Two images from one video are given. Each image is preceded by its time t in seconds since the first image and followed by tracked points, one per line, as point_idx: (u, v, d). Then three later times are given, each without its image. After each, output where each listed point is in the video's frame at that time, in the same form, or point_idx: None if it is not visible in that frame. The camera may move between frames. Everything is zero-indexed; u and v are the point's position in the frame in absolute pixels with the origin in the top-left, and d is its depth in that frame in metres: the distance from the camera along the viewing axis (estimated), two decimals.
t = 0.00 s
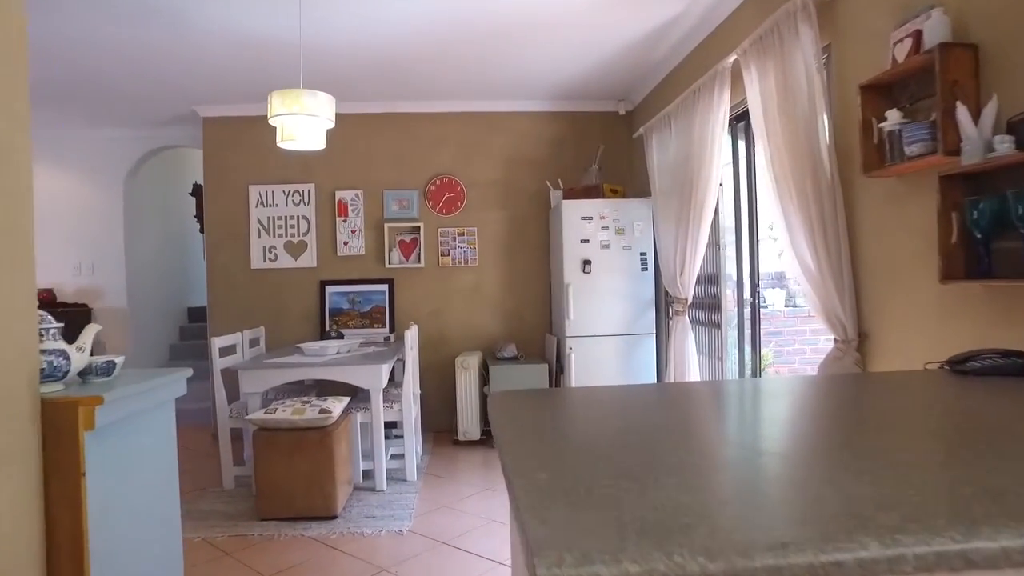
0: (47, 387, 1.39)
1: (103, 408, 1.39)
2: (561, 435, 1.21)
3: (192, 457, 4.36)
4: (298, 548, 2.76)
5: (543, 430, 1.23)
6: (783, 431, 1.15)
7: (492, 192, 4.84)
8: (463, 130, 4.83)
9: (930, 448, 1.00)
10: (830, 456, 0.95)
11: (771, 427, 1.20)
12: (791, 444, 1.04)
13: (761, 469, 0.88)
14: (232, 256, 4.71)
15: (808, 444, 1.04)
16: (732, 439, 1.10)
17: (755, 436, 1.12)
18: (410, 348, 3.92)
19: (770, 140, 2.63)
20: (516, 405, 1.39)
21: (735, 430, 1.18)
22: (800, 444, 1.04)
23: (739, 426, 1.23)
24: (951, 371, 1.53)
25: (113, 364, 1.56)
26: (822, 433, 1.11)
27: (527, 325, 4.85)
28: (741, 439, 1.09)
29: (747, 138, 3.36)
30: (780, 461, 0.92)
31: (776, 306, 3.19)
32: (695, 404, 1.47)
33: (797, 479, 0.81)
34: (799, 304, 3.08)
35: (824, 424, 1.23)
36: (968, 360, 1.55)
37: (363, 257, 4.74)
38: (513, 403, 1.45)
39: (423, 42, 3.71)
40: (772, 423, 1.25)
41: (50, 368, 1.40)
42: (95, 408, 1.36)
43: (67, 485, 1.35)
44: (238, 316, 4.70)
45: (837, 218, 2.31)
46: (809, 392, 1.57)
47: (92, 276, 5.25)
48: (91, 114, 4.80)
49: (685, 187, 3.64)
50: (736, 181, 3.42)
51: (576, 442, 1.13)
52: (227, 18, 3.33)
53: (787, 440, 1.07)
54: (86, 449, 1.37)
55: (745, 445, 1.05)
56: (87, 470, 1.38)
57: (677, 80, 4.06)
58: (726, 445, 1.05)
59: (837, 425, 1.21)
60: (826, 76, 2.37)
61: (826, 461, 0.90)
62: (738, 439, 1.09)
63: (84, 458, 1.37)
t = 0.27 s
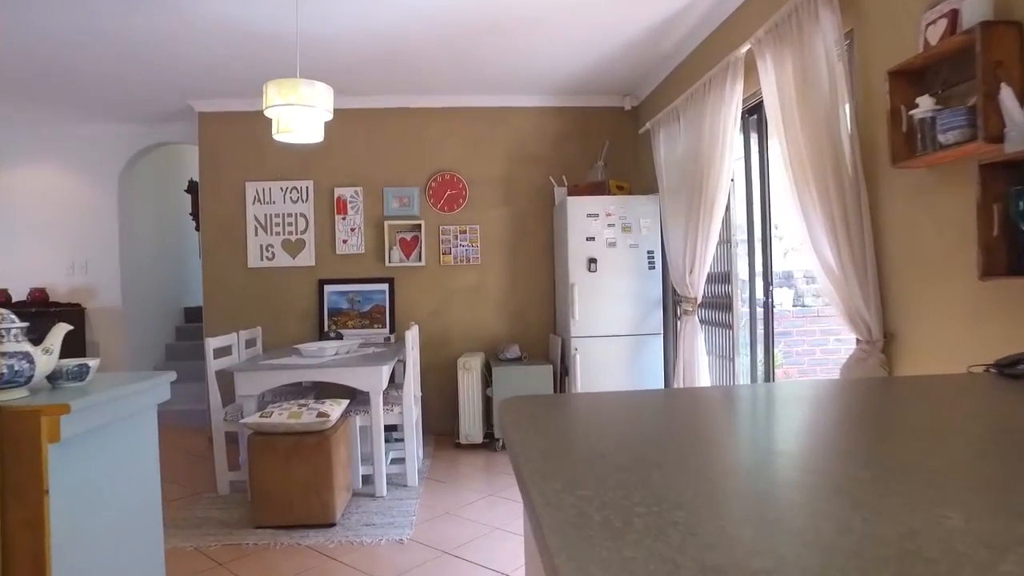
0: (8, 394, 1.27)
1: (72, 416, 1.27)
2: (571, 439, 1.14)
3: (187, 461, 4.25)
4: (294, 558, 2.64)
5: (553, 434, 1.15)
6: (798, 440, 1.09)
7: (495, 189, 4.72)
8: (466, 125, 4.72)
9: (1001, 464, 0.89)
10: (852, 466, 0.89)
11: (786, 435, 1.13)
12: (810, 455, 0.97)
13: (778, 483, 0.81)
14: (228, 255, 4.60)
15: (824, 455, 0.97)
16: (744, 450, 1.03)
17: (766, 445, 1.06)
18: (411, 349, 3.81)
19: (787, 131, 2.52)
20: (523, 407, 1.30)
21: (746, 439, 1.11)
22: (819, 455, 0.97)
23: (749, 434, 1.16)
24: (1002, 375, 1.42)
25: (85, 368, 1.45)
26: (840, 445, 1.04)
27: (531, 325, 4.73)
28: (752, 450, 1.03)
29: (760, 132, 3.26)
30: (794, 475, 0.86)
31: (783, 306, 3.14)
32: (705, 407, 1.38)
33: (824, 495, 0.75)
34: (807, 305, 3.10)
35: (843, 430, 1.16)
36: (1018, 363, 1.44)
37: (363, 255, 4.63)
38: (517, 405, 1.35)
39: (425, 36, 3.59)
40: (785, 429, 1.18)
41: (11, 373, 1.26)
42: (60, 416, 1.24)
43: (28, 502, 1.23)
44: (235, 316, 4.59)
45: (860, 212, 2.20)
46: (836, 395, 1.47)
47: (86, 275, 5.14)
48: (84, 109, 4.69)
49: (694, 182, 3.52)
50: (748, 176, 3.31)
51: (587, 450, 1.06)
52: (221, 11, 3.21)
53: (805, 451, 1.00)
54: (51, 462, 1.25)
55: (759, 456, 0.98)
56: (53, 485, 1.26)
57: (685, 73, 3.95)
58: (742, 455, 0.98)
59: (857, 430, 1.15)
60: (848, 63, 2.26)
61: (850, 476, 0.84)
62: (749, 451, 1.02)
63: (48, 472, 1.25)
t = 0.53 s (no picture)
0: None
1: (26, 440, 1.09)
2: (577, 452, 1.06)
3: (180, 468, 4.13)
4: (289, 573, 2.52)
5: (557, 444, 1.07)
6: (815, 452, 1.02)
7: (497, 187, 4.60)
8: (467, 122, 4.60)
9: None
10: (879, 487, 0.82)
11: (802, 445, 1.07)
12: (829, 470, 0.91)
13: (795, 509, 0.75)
14: (223, 255, 4.47)
15: (864, 481, 0.87)
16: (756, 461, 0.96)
17: (777, 456, 0.99)
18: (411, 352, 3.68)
19: (806, 124, 2.40)
20: (533, 423, 1.19)
21: (756, 448, 1.04)
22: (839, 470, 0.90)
23: (760, 442, 1.09)
24: None
25: (47, 383, 1.32)
26: (859, 457, 0.97)
27: (534, 327, 4.61)
28: (765, 462, 0.96)
29: (774, 129, 3.14)
30: (836, 508, 0.76)
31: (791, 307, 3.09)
32: (714, 416, 1.29)
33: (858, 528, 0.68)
34: (816, 305, 3.01)
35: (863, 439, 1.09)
36: None
37: (361, 255, 4.50)
38: (527, 420, 1.23)
39: (425, 29, 3.47)
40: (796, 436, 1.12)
41: None
42: (9, 440, 1.05)
43: None
44: (230, 318, 4.46)
45: (887, 208, 2.07)
46: (870, 405, 1.35)
47: (78, 276, 5.02)
48: (75, 105, 4.56)
49: (705, 180, 3.40)
50: (761, 173, 3.20)
51: (595, 464, 0.98)
52: (214, 3, 3.09)
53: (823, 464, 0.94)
54: None
55: (771, 471, 0.91)
56: None
57: (694, 67, 3.82)
58: (755, 469, 0.91)
59: (912, 450, 1.03)
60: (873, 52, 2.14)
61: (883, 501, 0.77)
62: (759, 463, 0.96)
63: None
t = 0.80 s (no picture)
0: None
1: None
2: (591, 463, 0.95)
3: (174, 474, 4.02)
4: None
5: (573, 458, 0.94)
6: (835, 461, 0.96)
7: (499, 186, 4.49)
8: (468, 118, 4.49)
9: None
10: (909, 496, 0.76)
11: (822, 454, 1.00)
12: (850, 480, 0.85)
13: (818, 521, 0.69)
14: (218, 255, 4.36)
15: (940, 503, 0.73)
16: (771, 467, 0.91)
17: (791, 463, 0.93)
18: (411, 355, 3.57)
19: (826, 118, 2.29)
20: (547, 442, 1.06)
21: (770, 455, 0.98)
22: (861, 480, 0.85)
23: (773, 451, 1.03)
24: None
25: (5, 395, 1.17)
26: (886, 467, 0.91)
27: (537, 329, 4.50)
28: (780, 468, 0.90)
29: (787, 126, 3.03)
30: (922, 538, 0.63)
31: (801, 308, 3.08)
32: (729, 427, 1.20)
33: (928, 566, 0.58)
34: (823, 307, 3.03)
35: (888, 448, 1.04)
36: None
37: (360, 255, 4.39)
38: (540, 440, 1.10)
39: (425, 22, 3.36)
40: (812, 445, 1.06)
41: None
42: None
43: None
44: (225, 319, 4.35)
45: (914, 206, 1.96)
46: (912, 419, 1.24)
47: (71, 277, 4.91)
48: (67, 101, 4.45)
49: (715, 177, 3.29)
50: (773, 170, 3.10)
51: (619, 477, 0.85)
52: None
53: (845, 474, 0.88)
54: None
55: (788, 477, 0.85)
56: None
57: (702, 62, 3.72)
58: (771, 476, 0.85)
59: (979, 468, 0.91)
60: (898, 41, 2.03)
61: (919, 515, 0.70)
62: (774, 469, 0.90)
63: None
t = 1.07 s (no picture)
0: None
1: None
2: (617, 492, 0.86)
3: (169, 480, 3.91)
4: None
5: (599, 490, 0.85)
6: (850, 475, 0.94)
7: (502, 184, 4.38)
8: (470, 115, 4.38)
9: None
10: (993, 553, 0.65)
11: (838, 467, 0.98)
12: (860, 496, 0.84)
13: (830, 548, 0.68)
14: (213, 255, 4.25)
15: None
16: (779, 484, 0.89)
17: (802, 478, 0.92)
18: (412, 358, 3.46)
19: (847, 109, 2.17)
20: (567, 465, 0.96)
21: (781, 467, 0.96)
22: (874, 498, 0.83)
23: (786, 461, 1.01)
24: None
25: None
26: (923, 492, 0.85)
27: (540, 331, 4.39)
28: (789, 485, 0.89)
29: (802, 121, 2.93)
30: None
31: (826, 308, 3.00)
32: (760, 444, 1.10)
33: None
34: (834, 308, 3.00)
35: (914, 459, 1.01)
36: None
37: (359, 255, 4.28)
38: (557, 460, 1.00)
39: (426, 15, 3.25)
40: (832, 454, 1.03)
41: None
42: None
43: None
44: (221, 321, 4.24)
45: (945, 202, 1.85)
46: (964, 435, 1.13)
47: (64, 277, 4.80)
48: (59, 98, 4.35)
49: (727, 174, 3.17)
50: (789, 168, 3.01)
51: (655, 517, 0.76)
52: None
53: (857, 491, 0.86)
54: None
55: (797, 496, 0.84)
56: None
57: (712, 56, 3.61)
58: (780, 496, 0.83)
59: None
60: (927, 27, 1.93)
61: (939, 543, 0.69)
62: (783, 486, 0.88)
63: None
